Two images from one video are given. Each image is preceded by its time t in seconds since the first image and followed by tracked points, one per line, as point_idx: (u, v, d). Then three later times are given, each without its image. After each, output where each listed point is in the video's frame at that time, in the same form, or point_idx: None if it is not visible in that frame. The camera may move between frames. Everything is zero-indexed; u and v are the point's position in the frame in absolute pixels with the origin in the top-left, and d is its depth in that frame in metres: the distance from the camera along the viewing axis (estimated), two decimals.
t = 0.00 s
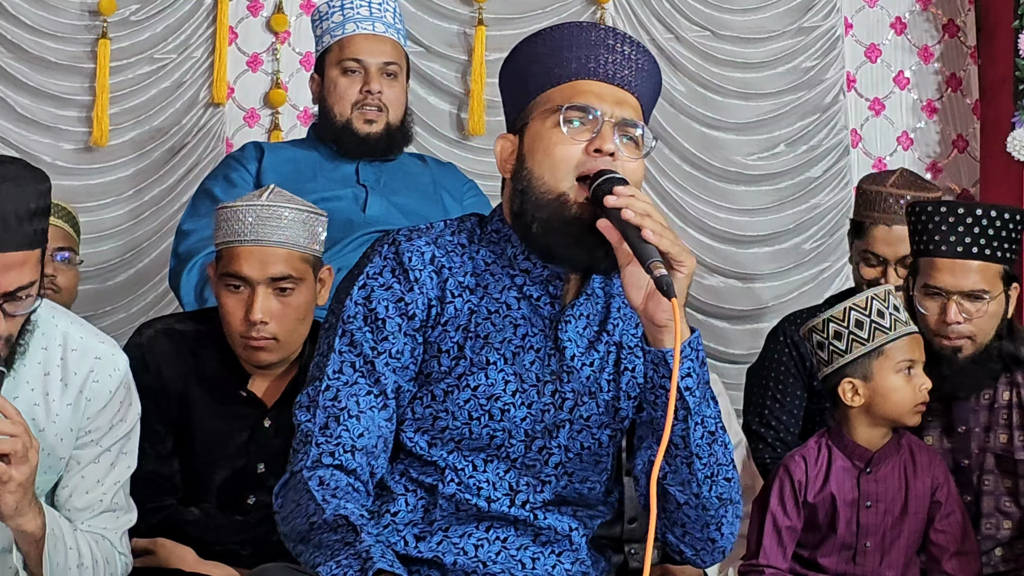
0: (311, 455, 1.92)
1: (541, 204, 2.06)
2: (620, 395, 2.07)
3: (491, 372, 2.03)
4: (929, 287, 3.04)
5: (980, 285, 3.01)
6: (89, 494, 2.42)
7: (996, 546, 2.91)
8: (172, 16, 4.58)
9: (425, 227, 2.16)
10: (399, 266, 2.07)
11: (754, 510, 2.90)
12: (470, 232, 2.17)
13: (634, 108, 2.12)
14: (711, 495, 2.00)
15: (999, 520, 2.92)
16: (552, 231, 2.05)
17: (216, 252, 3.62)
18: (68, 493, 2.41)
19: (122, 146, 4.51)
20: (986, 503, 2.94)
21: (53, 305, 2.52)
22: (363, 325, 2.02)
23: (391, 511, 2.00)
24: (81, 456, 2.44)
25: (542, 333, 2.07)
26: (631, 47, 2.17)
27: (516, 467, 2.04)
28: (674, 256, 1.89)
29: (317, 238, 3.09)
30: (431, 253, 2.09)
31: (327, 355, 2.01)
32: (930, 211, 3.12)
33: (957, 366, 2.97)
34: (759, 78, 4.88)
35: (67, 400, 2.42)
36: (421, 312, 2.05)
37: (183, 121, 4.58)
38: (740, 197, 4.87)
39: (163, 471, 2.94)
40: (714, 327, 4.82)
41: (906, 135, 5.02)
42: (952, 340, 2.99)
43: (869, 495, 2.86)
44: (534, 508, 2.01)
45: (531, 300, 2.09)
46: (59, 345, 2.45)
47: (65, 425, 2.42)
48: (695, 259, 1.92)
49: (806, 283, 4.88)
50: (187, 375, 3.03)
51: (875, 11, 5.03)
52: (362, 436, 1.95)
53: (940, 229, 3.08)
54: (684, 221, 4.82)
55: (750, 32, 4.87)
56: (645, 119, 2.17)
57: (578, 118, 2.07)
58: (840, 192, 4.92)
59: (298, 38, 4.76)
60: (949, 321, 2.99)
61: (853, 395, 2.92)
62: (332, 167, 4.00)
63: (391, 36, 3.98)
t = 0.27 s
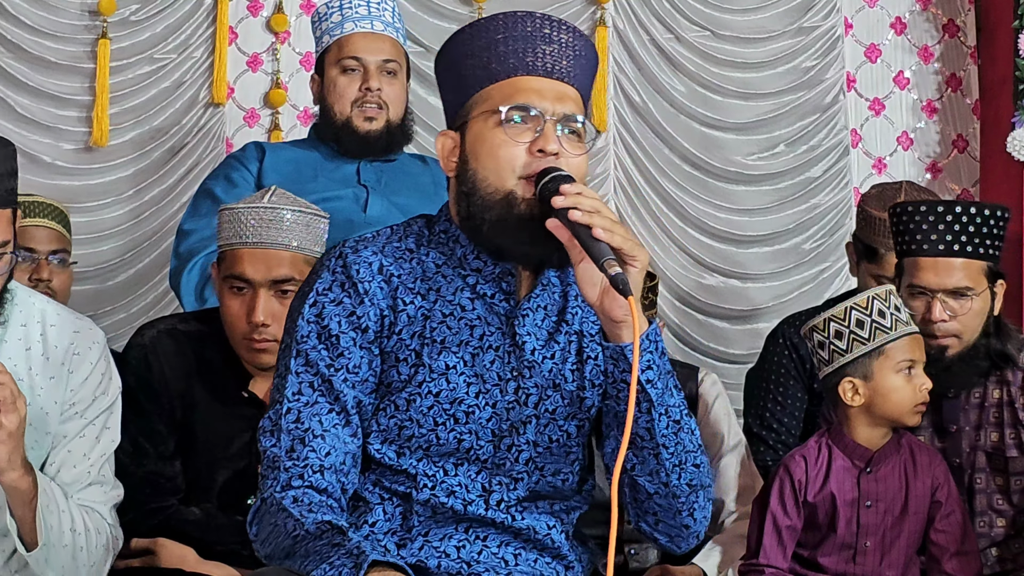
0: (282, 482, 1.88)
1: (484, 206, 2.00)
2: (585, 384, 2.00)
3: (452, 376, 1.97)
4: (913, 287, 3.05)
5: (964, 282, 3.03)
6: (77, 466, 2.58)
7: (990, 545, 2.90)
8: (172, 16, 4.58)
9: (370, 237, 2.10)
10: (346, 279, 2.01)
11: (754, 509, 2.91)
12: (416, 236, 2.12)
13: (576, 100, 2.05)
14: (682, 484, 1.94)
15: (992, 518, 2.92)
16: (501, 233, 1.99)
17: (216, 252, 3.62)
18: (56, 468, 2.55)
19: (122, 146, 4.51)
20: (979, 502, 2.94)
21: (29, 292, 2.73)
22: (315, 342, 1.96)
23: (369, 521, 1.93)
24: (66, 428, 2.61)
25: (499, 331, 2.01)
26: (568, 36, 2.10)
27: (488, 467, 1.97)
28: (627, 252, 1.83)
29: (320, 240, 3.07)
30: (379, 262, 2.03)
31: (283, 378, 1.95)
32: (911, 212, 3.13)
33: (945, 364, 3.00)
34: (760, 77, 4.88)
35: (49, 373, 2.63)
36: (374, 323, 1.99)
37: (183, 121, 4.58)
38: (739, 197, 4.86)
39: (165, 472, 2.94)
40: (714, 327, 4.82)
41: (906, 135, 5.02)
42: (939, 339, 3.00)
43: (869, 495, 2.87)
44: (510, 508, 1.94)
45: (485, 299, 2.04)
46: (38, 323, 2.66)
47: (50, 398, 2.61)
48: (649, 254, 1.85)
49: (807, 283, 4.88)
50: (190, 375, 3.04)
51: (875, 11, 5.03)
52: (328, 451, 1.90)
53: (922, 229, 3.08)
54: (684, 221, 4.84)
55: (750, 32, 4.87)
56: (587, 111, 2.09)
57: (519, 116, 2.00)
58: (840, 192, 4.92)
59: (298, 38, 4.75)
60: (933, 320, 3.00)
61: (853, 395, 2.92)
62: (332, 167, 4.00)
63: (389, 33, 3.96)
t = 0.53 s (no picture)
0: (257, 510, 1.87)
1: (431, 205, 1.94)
2: (548, 373, 1.94)
3: (412, 384, 1.92)
4: (927, 287, 3.02)
5: (978, 284, 2.98)
6: (64, 451, 2.68)
7: (992, 545, 2.88)
8: (172, 16, 4.58)
9: (317, 249, 2.04)
10: (297, 297, 1.96)
11: (754, 508, 2.92)
12: (364, 241, 2.06)
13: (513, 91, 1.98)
14: (653, 465, 1.89)
15: (996, 519, 2.89)
16: (450, 233, 1.94)
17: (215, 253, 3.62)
18: (45, 455, 2.65)
19: (122, 146, 4.52)
20: (982, 502, 2.92)
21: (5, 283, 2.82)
22: (270, 364, 1.93)
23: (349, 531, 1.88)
24: (54, 415, 2.70)
25: (455, 332, 1.96)
26: (499, 23, 2.02)
27: (459, 469, 1.91)
28: (575, 245, 1.76)
29: (300, 236, 3.10)
30: (328, 276, 1.98)
31: (243, 404, 1.93)
32: (927, 211, 3.10)
33: (952, 365, 2.99)
34: (759, 77, 4.88)
35: (34, 361, 2.71)
36: (328, 339, 1.95)
37: (183, 121, 4.57)
38: (740, 197, 4.86)
39: (160, 472, 2.93)
40: (714, 327, 4.82)
41: (906, 135, 5.02)
42: (950, 340, 2.97)
43: (869, 494, 2.87)
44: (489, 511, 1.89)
45: (439, 299, 1.98)
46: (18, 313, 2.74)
47: (37, 385, 2.69)
48: (599, 244, 1.78)
49: (807, 283, 4.88)
50: (179, 376, 3.04)
51: (875, 12, 5.03)
52: (297, 468, 1.89)
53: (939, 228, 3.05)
54: (685, 221, 4.85)
55: (750, 32, 4.87)
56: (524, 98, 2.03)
57: (458, 114, 1.92)
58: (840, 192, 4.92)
59: (298, 38, 4.73)
60: (947, 320, 2.96)
61: (853, 394, 2.92)
62: (333, 167, 3.95)
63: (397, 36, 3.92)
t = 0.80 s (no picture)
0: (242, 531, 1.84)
1: (398, 199, 1.91)
2: (526, 365, 1.93)
3: (387, 390, 1.90)
4: (954, 287, 3.05)
5: (1007, 287, 2.99)
6: (58, 445, 2.70)
7: (998, 546, 2.90)
8: (173, 16, 4.59)
9: (280, 257, 2.00)
10: (263, 309, 1.92)
11: (754, 508, 2.93)
12: (329, 244, 2.03)
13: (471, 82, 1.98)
14: (638, 454, 1.89)
15: (1004, 521, 2.91)
16: (422, 235, 1.90)
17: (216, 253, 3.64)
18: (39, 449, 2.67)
19: (123, 146, 4.53)
20: (992, 503, 2.93)
21: None
22: (241, 379, 1.90)
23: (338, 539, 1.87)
24: (48, 409, 2.72)
25: (428, 333, 1.93)
26: (451, 14, 2.00)
27: (442, 469, 1.90)
28: (551, 242, 1.73)
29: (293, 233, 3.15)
30: (292, 284, 1.94)
31: (218, 423, 1.90)
32: (960, 211, 3.11)
33: (975, 366, 3.00)
34: (759, 78, 4.89)
35: (26, 356, 2.73)
36: (298, 350, 1.91)
37: (183, 121, 4.58)
38: (740, 197, 4.87)
39: (158, 472, 2.94)
40: (714, 327, 4.84)
41: (905, 135, 5.04)
42: (973, 341, 3.00)
43: (869, 494, 2.88)
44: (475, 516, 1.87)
45: (408, 301, 1.96)
46: (9, 309, 2.78)
47: (28, 379, 2.71)
48: (574, 239, 1.76)
49: (807, 283, 4.89)
50: (175, 376, 3.06)
51: (874, 12, 5.03)
52: (277, 482, 1.85)
53: (972, 230, 3.07)
54: (685, 222, 4.86)
55: (750, 32, 4.88)
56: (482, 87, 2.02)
57: (419, 111, 1.90)
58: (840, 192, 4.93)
59: (299, 39, 4.74)
60: (974, 323, 2.98)
61: (852, 393, 2.93)
62: (335, 167, 3.92)
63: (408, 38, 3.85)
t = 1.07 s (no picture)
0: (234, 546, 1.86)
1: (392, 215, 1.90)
2: (517, 371, 1.92)
3: (375, 403, 1.89)
4: (967, 288, 3.05)
5: (1019, 290, 2.98)
6: (60, 448, 2.69)
7: (1003, 547, 2.89)
8: (172, 16, 4.58)
9: (265, 267, 2.00)
10: (248, 323, 1.92)
11: (754, 509, 2.93)
12: (314, 253, 2.03)
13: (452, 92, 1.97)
14: (630, 463, 1.89)
15: (1010, 523, 2.90)
16: (415, 254, 1.88)
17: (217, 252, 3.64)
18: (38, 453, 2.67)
19: (123, 146, 4.53)
20: (998, 505, 2.93)
21: None
22: (226, 394, 1.91)
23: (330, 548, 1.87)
24: (47, 413, 2.72)
25: (415, 342, 1.92)
26: (423, 24, 1.99)
27: (433, 477, 1.91)
28: (545, 263, 1.72)
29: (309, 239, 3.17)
30: (276, 297, 1.94)
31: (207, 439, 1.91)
32: (975, 212, 3.12)
33: (986, 369, 2.99)
34: (759, 78, 4.88)
35: (26, 359, 2.72)
36: (284, 363, 1.91)
37: (183, 121, 4.58)
38: (740, 197, 4.87)
39: (163, 472, 2.94)
40: (713, 326, 4.83)
41: (906, 135, 5.03)
42: (985, 343, 2.99)
43: (869, 494, 2.87)
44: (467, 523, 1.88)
45: (395, 310, 1.95)
46: (9, 312, 2.77)
47: (28, 383, 2.70)
48: (566, 259, 1.75)
49: (806, 283, 4.88)
50: (181, 376, 3.03)
51: (875, 12, 5.02)
52: (266, 497, 1.86)
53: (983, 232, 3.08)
54: (684, 221, 4.86)
55: (750, 32, 4.87)
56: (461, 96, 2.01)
57: (404, 131, 1.90)
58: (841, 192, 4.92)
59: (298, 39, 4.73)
60: (986, 325, 2.98)
61: (852, 393, 2.92)
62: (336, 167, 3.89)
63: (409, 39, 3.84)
